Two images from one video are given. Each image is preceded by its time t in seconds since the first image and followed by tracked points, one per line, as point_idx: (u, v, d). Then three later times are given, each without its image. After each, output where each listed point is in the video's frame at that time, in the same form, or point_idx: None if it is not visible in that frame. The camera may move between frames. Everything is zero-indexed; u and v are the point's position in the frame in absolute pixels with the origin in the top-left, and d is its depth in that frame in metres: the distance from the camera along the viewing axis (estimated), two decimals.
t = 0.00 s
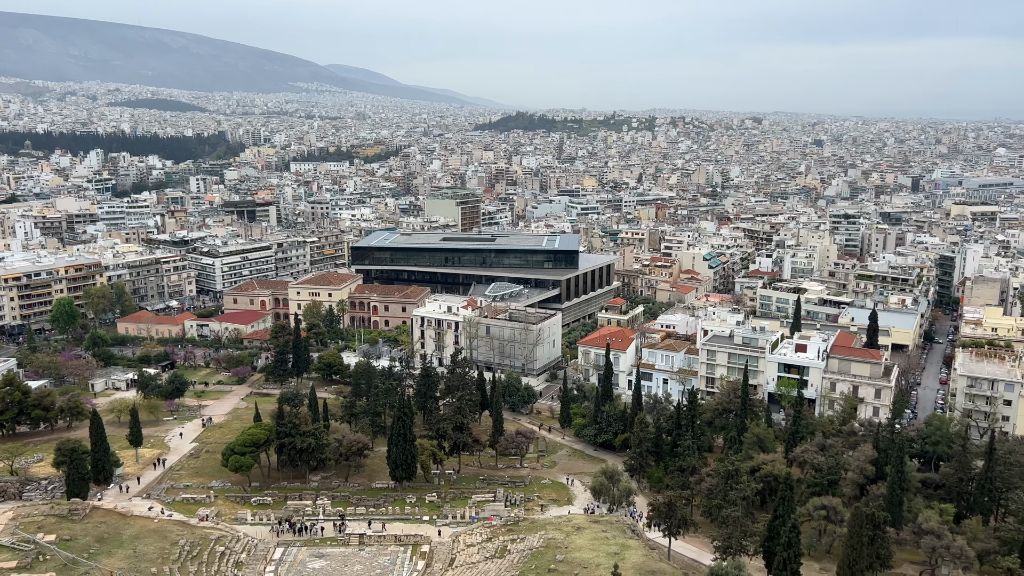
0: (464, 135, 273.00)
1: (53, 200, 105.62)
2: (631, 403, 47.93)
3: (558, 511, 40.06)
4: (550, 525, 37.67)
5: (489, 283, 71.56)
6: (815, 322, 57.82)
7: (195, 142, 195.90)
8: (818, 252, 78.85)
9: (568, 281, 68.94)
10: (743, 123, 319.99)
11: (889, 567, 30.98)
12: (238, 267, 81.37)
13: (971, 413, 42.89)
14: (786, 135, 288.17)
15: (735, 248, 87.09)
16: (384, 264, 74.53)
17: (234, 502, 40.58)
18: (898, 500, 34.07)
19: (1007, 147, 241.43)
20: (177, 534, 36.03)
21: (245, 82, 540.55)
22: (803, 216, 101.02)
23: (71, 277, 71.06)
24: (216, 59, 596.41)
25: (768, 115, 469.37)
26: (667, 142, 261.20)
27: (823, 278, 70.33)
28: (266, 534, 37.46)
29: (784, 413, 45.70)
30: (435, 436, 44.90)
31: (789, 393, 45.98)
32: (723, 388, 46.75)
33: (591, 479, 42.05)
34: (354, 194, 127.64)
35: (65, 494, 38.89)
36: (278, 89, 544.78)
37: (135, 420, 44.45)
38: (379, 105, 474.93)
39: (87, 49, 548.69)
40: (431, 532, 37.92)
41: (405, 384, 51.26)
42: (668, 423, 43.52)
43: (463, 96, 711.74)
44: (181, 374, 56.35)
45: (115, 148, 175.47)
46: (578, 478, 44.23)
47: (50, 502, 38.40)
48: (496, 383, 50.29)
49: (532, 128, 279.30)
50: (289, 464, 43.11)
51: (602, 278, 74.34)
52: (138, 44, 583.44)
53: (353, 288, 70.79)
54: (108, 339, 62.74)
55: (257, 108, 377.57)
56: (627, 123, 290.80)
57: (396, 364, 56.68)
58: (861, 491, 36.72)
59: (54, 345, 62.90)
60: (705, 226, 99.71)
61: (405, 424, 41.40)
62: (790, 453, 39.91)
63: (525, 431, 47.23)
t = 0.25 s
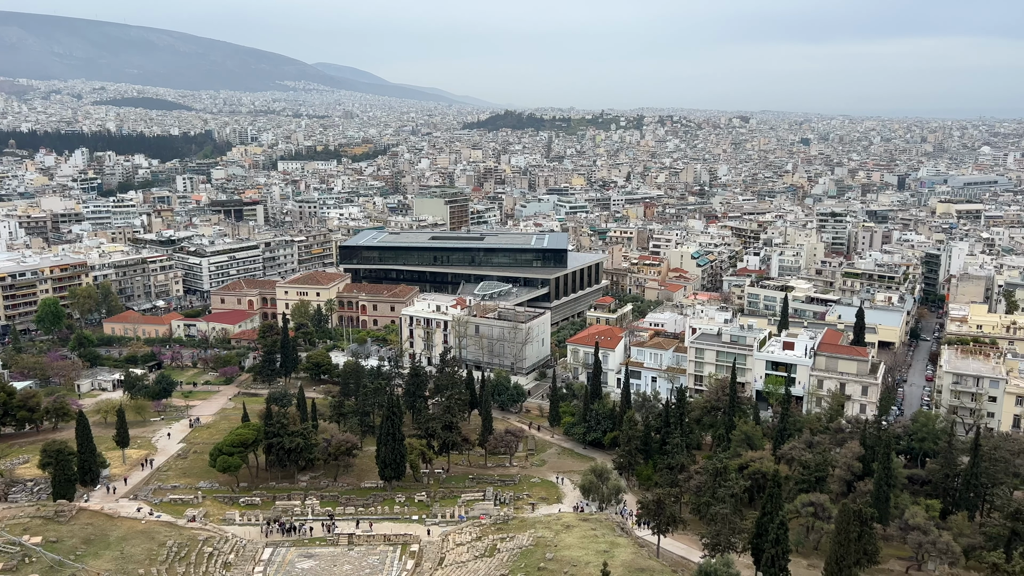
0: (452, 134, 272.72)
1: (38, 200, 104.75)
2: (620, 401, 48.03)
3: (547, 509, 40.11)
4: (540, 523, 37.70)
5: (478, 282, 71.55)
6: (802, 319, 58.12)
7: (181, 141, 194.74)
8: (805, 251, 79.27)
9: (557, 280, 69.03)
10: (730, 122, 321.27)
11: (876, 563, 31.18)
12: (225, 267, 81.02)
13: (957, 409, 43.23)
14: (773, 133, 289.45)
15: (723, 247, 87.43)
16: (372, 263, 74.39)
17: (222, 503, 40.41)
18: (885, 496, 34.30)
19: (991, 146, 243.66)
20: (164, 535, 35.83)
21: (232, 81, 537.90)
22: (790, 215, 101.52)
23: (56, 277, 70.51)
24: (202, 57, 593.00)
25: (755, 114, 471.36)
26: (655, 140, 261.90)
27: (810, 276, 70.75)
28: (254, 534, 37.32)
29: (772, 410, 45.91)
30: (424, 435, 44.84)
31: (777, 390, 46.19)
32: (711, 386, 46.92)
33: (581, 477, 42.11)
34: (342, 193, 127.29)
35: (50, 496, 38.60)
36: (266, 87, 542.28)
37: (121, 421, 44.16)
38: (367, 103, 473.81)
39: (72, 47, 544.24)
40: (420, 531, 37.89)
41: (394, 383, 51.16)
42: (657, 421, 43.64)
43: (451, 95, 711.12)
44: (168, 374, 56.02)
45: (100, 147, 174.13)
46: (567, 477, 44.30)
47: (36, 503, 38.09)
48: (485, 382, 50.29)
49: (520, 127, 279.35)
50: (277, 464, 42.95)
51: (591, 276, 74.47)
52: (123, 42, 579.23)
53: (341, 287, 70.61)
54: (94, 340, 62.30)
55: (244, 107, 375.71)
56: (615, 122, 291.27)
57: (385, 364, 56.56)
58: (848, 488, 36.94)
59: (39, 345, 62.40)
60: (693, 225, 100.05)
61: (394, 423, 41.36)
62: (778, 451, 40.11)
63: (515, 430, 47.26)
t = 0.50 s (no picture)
0: (442, 132, 272.38)
1: (23, 199, 103.94)
2: (610, 399, 48.13)
3: (538, 508, 40.16)
4: (530, 522, 37.75)
5: (468, 281, 71.51)
6: (791, 317, 58.38)
7: (169, 140, 193.70)
8: (793, 249, 79.63)
9: (547, 278, 69.07)
10: (719, 121, 322.22)
11: (865, 559, 31.40)
12: (213, 266, 80.70)
13: (944, 406, 43.50)
14: (761, 132, 290.59)
15: (712, 245, 87.70)
16: (362, 262, 74.25)
17: (211, 504, 40.26)
18: (873, 492, 34.52)
19: (978, 144, 245.35)
20: (153, 536, 35.67)
21: (220, 80, 535.38)
22: (778, 213, 101.93)
23: (43, 277, 70.00)
24: (191, 56, 589.85)
25: (744, 113, 473.22)
26: (645, 139, 262.40)
27: (799, 274, 71.03)
28: (244, 535, 37.19)
29: (761, 408, 46.11)
30: (415, 434, 44.78)
31: (766, 388, 46.42)
32: (701, 384, 47.11)
33: (571, 476, 42.17)
34: (331, 192, 126.94)
35: (38, 498, 38.34)
36: (254, 86, 540.00)
37: (109, 422, 43.91)
38: (356, 102, 472.66)
39: (58, 46, 540.10)
40: (410, 530, 37.86)
41: (384, 383, 51.05)
42: (647, 419, 43.76)
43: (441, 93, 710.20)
44: (156, 374, 55.73)
45: (87, 146, 172.95)
46: (558, 475, 44.37)
47: (23, 505, 37.81)
48: (475, 381, 50.28)
49: (510, 125, 279.26)
50: (267, 464, 42.80)
51: (581, 275, 74.56)
52: (110, 41, 575.46)
53: (331, 286, 70.44)
54: (82, 340, 61.88)
55: (232, 106, 373.92)
56: (605, 120, 291.61)
57: (375, 363, 56.46)
58: (837, 484, 37.15)
59: (26, 346, 61.95)
60: (683, 223, 100.31)
61: (385, 422, 41.29)
62: (767, 448, 40.30)
63: (505, 428, 47.27)
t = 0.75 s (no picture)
0: (429, 131, 272.00)
1: (7, 199, 103.04)
2: (599, 397, 48.22)
3: (527, 506, 40.21)
4: (519, 520, 37.79)
5: (457, 279, 71.48)
6: (777, 315, 58.67)
7: (154, 139, 192.41)
8: (780, 247, 80.05)
9: (535, 277, 69.15)
10: (706, 119, 323.38)
11: (851, 555, 31.63)
12: (200, 265, 80.31)
13: (929, 402, 43.85)
14: (748, 131, 291.95)
15: (700, 243, 88.03)
16: (350, 261, 74.05)
17: (199, 504, 40.08)
18: (859, 488, 34.78)
19: (962, 142, 247.45)
20: (141, 537, 35.49)
21: (206, 79, 532.36)
22: (765, 211, 102.48)
23: (27, 278, 69.42)
24: (176, 54, 586.20)
25: (730, 111, 475.12)
26: (632, 138, 262.98)
27: (786, 271, 71.40)
28: (232, 535, 37.06)
29: (749, 405, 46.34)
30: (404, 433, 44.70)
31: (753, 385, 46.65)
32: (689, 381, 47.29)
33: (560, 473, 42.24)
34: (319, 191, 126.54)
35: (23, 500, 38.05)
36: (241, 84, 537.33)
37: (95, 422, 43.61)
38: (343, 101, 471.20)
39: (42, 44, 535.31)
40: (399, 529, 37.83)
41: (373, 382, 50.93)
42: (635, 416, 43.88)
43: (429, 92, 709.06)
44: (143, 374, 55.40)
45: (71, 145, 171.60)
46: (546, 473, 44.44)
47: (8, 507, 37.52)
48: (464, 379, 50.27)
49: (498, 124, 279.28)
50: (255, 464, 42.63)
51: (569, 273, 74.68)
52: (95, 39, 570.79)
53: (318, 286, 70.24)
54: (67, 340, 61.41)
55: (218, 104, 372.03)
56: (593, 119, 292.07)
57: (363, 362, 56.35)
58: (824, 481, 37.39)
59: (11, 347, 61.44)
60: (670, 221, 100.64)
61: (373, 421, 41.23)
62: (755, 444, 40.52)
63: (494, 427, 47.29)
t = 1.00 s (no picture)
0: (418, 129, 271.68)
1: None
2: (588, 395, 48.30)
3: (517, 504, 40.25)
4: (510, 518, 37.82)
5: (446, 278, 71.42)
6: (766, 312, 58.94)
7: (141, 138, 191.29)
8: (768, 244, 80.42)
9: (525, 275, 69.20)
10: (694, 117, 324.35)
11: (840, 550, 31.82)
12: (187, 265, 79.95)
13: (917, 398, 44.15)
14: (736, 129, 293.13)
15: (688, 241, 88.29)
16: (339, 260, 73.84)
17: (187, 505, 39.90)
18: (847, 484, 34.99)
19: (948, 140, 249.17)
20: (128, 538, 35.31)
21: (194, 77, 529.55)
22: (753, 209, 102.89)
23: (13, 277, 68.90)
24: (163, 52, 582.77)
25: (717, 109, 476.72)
26: (621, 136, 263.46)
27: (774, 269, 71.74)
28: (222, 536, 36.91)
29: (738, 402, 46.52)
30: (393, 432, 44.63)
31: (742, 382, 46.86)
32: (678, 379, 47.43)
33: (550, 472, 42.28)
34: (307, 190, 126.20)
35: (10, 501, 37.77)
36: (229, 83, 534.88)
37: (82, 423, 43.35)
38: (332, 99, 469.77)
39: (27, 42, 531.00)
40: (389, 528, 37.80)
41: (362, 381, 50.81)
42: (624, 414, 43.97)
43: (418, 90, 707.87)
44: (130, 375, 55.08)
45: (57, 144, 170.37)
46: (537, 471, 44.49)
47: None
48: (453, 378, 50.24)
49: (487, 122, 279.15)
50: (243, 465, 42.49)
51: (558, 271, 74.77)
52: (80, 37, 566.71)
53: (307, 285, 70.04)
54: (53, 340, 61.00)
55: (206, 103, 370.67)
56: (581, 117, 292.40)
57: (353, 362, 56.25)
58: (812, 477, 37.59)
59: None
60: (659, 219, 100.96)
61: (363, 420, 41.16)
62: (743, 441, 40.70)
63: (484, 426, 47.29)
